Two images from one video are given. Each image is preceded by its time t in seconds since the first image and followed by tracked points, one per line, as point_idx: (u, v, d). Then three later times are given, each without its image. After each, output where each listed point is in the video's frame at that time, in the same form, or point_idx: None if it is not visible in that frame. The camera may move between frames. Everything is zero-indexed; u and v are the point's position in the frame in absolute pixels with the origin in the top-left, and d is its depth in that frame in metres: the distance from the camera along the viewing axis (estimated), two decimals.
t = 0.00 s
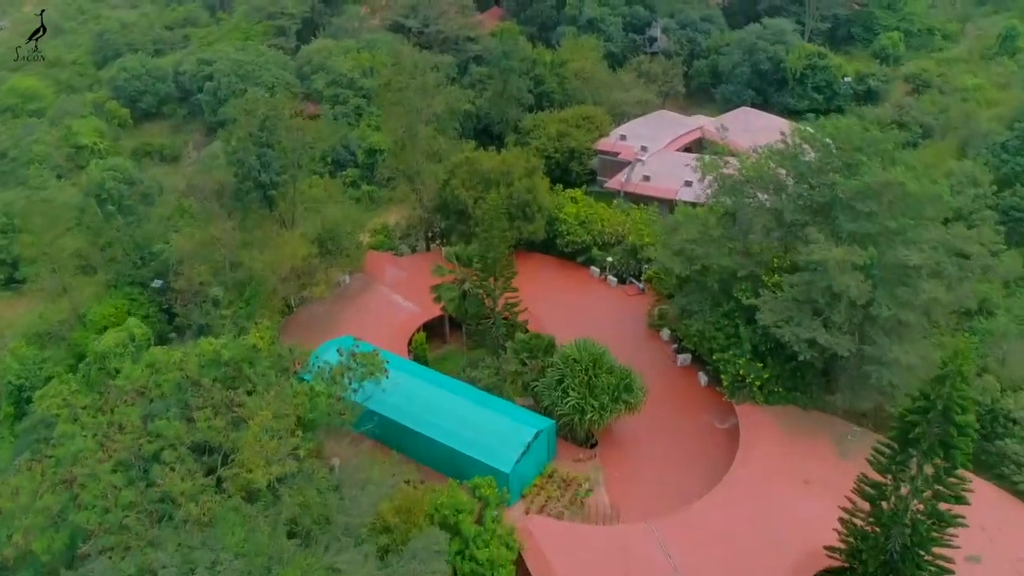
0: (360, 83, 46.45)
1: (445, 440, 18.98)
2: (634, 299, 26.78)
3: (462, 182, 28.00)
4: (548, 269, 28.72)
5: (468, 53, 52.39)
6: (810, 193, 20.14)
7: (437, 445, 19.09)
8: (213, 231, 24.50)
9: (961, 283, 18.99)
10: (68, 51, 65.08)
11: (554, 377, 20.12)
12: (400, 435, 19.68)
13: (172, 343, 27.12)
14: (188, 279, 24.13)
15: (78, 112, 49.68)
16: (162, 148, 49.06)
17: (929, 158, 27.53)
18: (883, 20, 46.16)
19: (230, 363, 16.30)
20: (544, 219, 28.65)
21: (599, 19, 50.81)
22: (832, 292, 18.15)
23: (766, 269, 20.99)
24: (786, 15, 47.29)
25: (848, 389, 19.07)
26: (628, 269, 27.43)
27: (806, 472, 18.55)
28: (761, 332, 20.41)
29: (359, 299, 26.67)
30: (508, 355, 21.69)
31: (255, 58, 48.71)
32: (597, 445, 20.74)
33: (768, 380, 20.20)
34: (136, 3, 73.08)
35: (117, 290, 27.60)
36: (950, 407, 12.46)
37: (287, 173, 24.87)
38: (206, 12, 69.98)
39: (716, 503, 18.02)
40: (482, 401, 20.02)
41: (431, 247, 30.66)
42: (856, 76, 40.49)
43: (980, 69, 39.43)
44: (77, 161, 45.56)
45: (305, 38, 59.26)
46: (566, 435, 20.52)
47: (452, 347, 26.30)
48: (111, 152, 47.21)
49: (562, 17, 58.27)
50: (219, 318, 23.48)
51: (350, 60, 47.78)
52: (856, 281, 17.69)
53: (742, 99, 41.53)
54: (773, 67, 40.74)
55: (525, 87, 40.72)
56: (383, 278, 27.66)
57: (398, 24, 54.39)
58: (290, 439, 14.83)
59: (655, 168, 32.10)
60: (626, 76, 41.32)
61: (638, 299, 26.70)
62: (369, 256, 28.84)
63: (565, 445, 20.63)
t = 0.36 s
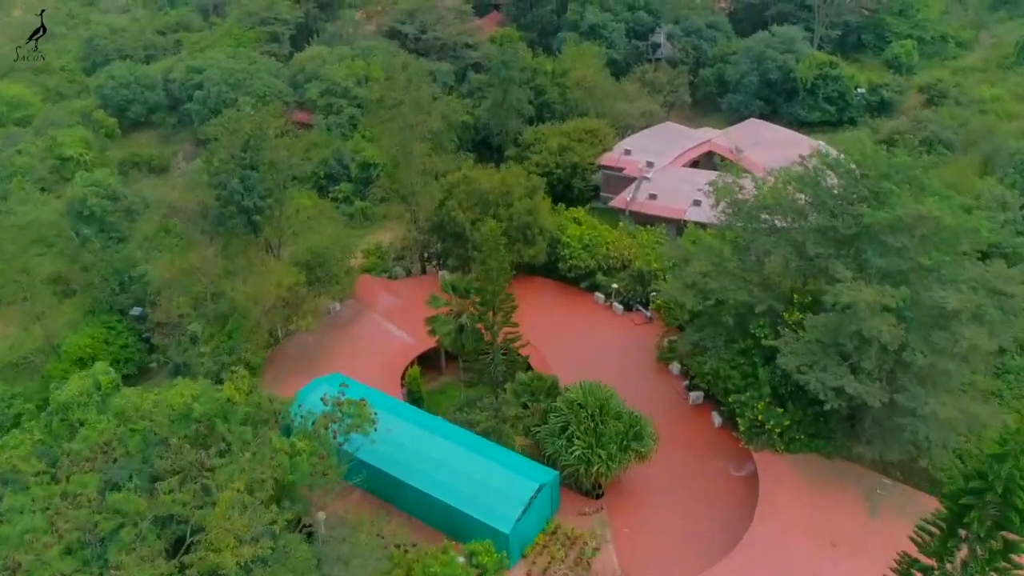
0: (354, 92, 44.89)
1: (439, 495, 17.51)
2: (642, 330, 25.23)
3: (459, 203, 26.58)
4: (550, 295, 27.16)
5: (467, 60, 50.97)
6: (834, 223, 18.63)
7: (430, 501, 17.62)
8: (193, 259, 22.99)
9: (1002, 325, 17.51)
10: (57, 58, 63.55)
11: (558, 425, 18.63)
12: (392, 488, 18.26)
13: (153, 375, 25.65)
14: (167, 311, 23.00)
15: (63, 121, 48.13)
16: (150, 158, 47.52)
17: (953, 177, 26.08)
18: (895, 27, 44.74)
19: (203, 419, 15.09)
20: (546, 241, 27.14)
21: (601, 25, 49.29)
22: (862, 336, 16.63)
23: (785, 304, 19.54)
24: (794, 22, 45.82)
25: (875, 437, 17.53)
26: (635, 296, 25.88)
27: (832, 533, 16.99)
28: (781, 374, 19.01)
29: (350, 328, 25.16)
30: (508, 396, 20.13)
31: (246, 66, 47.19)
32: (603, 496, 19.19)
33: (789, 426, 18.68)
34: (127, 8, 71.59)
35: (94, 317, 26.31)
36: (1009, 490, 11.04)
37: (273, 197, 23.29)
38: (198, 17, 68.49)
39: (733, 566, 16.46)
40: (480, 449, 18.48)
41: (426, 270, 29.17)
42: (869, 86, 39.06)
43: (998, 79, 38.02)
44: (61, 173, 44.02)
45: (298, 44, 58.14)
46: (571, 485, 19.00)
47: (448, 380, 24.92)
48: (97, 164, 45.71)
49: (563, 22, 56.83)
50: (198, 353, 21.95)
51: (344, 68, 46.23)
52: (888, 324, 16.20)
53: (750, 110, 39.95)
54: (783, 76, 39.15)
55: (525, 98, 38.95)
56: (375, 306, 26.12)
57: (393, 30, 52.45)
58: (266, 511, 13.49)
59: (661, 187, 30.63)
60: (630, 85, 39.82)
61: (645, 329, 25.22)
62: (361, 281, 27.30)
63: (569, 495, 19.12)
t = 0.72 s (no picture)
0: (348, 102, 43.42)
1: (433, 559, 16.08)
2: (650, 362, 23.76)
3: (456, 226, 25.30)
4: (553, 322, 25.66)
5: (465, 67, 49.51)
6: (862, 259, 17.16)
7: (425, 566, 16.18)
8: (171, 291, 21.52)
9: None
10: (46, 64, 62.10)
11: (562, 478, 17.19)
12: (384, 549, 16.80)
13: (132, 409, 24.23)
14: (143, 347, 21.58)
15: (48, 132, 46.61)
16: (138, 170, 45.98)
17: (979, 198, 24.67)
18: (907, 34, 43.36)
19: (169, 486, 13.76)
20: (548, 266, 25.66)
21: (603, 31, 47.81)
22: (897, 388, 15.16)
23: (808, 344, 18.07)
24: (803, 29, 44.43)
25: (909, 494, 16.46)
26: (642, 325, 24.39)
27: None
28: (803, 422, 17.49)
29: (339, 361, 23.64)
30: (507, 442, 18.63)
31: (236, 75, 45.76)
32: (612, 553, 17.72)
33: (813, 480, 17.17)
34: (118, 12, 70.21)
35: (69, 347, 24.79)
36: None
37: (256, 223, 21.80)
38: (191, 21, 67.05)
39: None
40: (478, 505, 16.98)
41: (421, 295, 27.71)
42: (883, 98, 37.64)
43: (1016, 89, 36.62)
44: (45, 186, 42.53)
45: (292, 51, 56.72)
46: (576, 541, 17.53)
47: (444, 416, 23.40)
48: (83, 176, 44.22)
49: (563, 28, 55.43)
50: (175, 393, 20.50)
51: (337, 76, 44.79)
52: (926, 376, 14.74)
53: (759, 121, 38.51)
54: (792, 87, 37.74)
55: (525, 109, 37.55)
56: (367, 336, 24.61)
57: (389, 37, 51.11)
58: None
59: (668, 205, 29.15)
60: (634, 96, 38.39)
61: (653, 361, 23.74)
62: (352, 308, 25.78)
63: (574, 552, 17.65)
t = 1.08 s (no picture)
0: (342, 113, 41.87)
1: None
2: (659, 399, 22.25)
3: (452, 254, 23.89)
4: (555, 355, 24.10)
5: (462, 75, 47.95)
6: (897, 304, 15.62)
7: None
8: (144, 329, 19.96)
9: None
10: (33, 71, 60.65)
11: (568, 545, 15.66)
12: None
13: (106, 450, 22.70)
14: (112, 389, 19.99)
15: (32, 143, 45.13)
16: (124, 183, 44.37)
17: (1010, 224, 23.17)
18: (922, 42, 41.91)
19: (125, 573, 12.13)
20: (549, 294, 24.15)
21: (605, 39, 46.53)
22: (941, 455, 13.62)
23: (835, 395, 16.60)
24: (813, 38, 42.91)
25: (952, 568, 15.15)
26: (650, 360, 22.90)
27: None
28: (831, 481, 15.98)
29: (327, 400, 22.08)
30: (507, 501, 17.08)
31: (226, 84, 44.24)
32: None
33: (843, 547, 15.55)
34: (110, 18, 68.88)
35: (40, 385, 23.30)
36: None
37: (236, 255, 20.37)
38: (183, 26, 65.51)
39: None
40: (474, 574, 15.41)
41: (416, 323, 26.25)
42: (899, 110, 36.13)
43: None
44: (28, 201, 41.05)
45: (285, 57, 55.09)
46: None
47: (439, 458, 21.87)
48: (67, 189, 42.67)
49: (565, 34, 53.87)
50: (148, 440, 18.95)
51: (330, 86, 43.26)
52: (975, 442, 13.21)
53: (768, 134, 37.02)
54: (803, 99, 36.23)
55: (525, 122, 36.04)
56: (357, 372, 23.04)
57: (385, 44, 49.27)
58: None
59: (677, 228, 27.54)
60: (639, 108, 36.87)
61: (661, 399, 22.28)
62: (342, 341, 24.21)
63: None
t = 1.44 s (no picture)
0: (335, 124, 40.40)
1: None
2: (669, 442, 20.82)
3: (448, 283, 22.47)
4: (557, 390, 22.59)
5: (460, 84, 46.58)
6: (939, 356, 14.15)
7: None
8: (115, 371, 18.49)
9: None
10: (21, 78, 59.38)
11: None
12: None
13: (79, 495, 21.24)
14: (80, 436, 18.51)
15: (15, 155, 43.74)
16: (110, 196, 42.93)
17: None
18: (936, 51, 40.55)
19: None
20: (552, 326, 22.71)
21: (607, 47, 47.58)
22: (994, 534, 12.14)
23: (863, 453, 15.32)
24: (822, 46, 41.50)
25: None
26: (660, 398, 21.45)
27: None
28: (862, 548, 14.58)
29: (314, 445, 20.57)
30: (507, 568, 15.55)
31: (214, 94, 42.72)
32: None
33: None
34: (101, 23, 67.61)
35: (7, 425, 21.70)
36: None
37: (214, 291, 18.89)
38: (175, 31, 64.19)
39: None
40: None
41: (410, 353, 24.65)
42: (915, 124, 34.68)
43: None
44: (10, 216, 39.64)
45: (278, 65, 53.72)
46: None
47: (434, 505, 20.46)
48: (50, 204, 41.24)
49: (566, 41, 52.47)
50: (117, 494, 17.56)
51: (324, 96, 41.81)
52: None
53: (779, 147, 35.56)
54: (816, 111, 34.77)
55: (525, 136, 34.53)
56: (346, 412, 21.51)
57: (381, 52, 47.94)
58: None
59: (686, 254, 26.12)
60: (644, 121, 35.39)
61: (672, 441, 20.88)
62: (329, 376, 22.65)
63: None
